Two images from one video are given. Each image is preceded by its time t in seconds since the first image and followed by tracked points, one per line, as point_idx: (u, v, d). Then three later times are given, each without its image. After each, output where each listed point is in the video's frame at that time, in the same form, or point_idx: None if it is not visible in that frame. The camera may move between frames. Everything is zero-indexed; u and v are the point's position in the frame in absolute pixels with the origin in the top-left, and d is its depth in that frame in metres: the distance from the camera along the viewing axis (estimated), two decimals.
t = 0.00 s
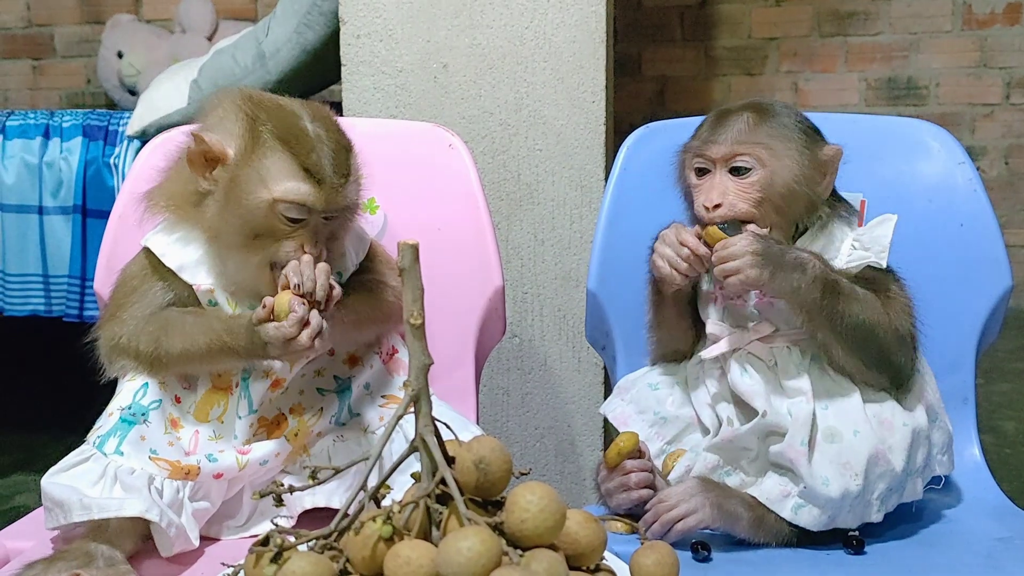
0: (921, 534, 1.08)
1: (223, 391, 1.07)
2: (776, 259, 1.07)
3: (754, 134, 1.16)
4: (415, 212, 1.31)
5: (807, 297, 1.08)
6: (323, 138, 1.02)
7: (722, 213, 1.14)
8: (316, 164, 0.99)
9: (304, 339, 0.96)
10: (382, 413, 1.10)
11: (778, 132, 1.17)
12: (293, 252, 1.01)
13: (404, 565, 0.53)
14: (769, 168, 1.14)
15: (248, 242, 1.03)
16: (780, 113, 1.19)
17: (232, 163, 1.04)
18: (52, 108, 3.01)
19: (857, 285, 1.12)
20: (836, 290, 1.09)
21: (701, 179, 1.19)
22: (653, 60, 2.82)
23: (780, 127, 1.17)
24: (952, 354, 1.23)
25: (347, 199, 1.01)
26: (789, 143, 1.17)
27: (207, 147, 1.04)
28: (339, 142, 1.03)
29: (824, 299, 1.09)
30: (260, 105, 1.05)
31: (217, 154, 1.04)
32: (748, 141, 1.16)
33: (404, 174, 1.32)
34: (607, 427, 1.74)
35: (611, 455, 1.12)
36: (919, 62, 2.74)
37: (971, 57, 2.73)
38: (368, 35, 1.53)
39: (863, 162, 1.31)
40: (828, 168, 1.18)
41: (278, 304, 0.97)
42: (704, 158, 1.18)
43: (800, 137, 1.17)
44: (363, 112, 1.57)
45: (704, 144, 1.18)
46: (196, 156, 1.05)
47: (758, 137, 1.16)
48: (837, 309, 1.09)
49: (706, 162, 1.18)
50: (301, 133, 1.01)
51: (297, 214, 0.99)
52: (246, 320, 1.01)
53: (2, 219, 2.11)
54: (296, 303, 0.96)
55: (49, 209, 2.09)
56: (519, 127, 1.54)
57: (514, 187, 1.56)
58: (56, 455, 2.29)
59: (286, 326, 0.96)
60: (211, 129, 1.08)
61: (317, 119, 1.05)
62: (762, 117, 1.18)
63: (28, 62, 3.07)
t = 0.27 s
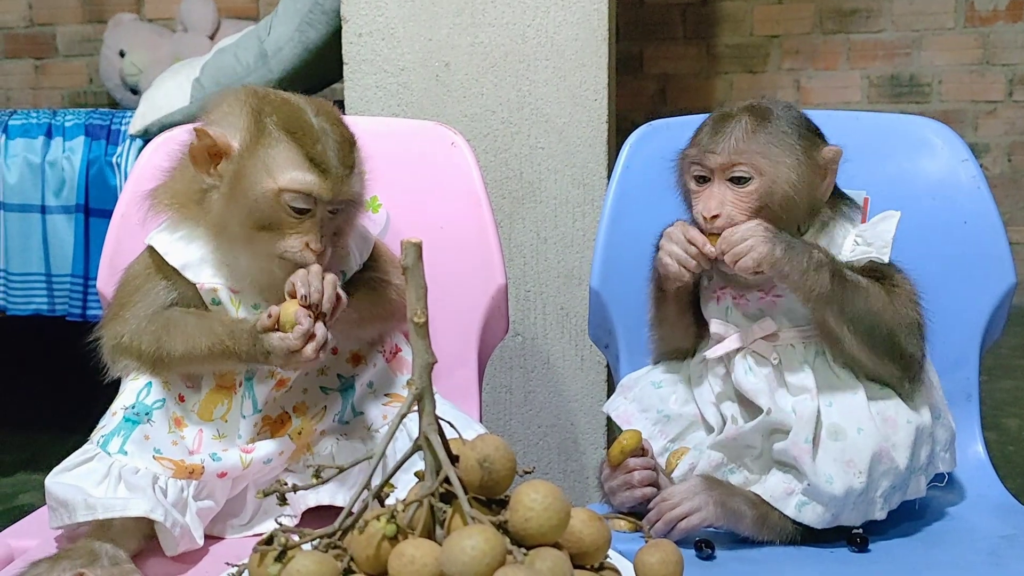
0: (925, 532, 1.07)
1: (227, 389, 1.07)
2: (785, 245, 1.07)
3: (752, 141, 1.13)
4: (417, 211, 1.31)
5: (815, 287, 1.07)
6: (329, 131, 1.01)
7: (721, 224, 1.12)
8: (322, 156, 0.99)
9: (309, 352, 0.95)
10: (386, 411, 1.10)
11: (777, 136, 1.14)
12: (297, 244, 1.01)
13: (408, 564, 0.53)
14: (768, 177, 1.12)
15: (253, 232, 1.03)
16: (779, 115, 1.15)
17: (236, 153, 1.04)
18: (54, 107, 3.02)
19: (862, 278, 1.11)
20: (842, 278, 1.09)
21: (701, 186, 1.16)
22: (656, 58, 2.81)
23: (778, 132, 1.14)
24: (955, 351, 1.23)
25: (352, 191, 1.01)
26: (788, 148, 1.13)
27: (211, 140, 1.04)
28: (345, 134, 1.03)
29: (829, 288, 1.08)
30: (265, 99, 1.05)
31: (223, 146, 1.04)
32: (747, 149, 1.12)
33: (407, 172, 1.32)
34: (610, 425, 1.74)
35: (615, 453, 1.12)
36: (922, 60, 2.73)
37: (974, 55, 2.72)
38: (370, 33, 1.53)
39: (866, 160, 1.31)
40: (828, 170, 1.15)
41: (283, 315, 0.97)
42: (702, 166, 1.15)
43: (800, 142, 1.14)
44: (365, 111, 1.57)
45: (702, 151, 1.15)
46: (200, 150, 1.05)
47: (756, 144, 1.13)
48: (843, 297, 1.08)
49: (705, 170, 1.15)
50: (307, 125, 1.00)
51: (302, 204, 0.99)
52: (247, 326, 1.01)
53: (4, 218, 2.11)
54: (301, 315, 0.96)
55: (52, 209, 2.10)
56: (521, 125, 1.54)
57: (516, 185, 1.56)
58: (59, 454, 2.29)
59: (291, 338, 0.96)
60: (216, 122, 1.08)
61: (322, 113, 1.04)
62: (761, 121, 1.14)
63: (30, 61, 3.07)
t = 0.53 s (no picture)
0: (930, 528, 1.07)
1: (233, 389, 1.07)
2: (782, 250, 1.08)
3: (753, 140, 1.14)
4: (421, 209, 1.31)
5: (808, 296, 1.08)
6: (315, 126, 0.97)
7: (718, 222, 1.13)
8: (302, 155, 0.95)
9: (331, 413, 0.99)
10: (390, 410, 1.09)
11: (778, 137, 1.14)
12: (275, 244, 0.99)
13: (414, 561, 0.53)
14: (765, 178, 1.13)
15: (240, 227, 1.02)
16: (781, 115, 1.16)
17: (228, 142, 1.01)
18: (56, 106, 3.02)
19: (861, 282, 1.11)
20: (838, 285, 1.09)
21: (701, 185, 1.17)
22: (657, 55, 2.80)
23: (780, 131, 1.15)
24: (960, 348, 1.23)
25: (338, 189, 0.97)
26: (790, 147, 1.14)
27: (207, 131, 1.02)
28: (337, 127, 0.99)
29: (823, 298, 1.08)
30: (258, 89, 1.02)
31: (217, 138, 1.02)
32: (747, 150, 1.13)
33: (411, 170, 1.32)
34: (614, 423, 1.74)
35: (619, 451, 1.12)
36: (925, 56, 2.73)
37: (977, 50, 2.72)
38: (372, 31, 1.53)
39: (870, 156, 1.31)
40: (830, 171, 1.15)
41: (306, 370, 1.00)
42: (701, 165, 1.16)
43: (800, 142, 1.15)
44: (367, 108, 1.57)
45: (702, 151, 1.16)
46: (196, 138, 1.02)
47: (755, 145, 1.14)
48: (838, 305, 1.08)
49: (705, 169, 1.16)
50: (294, 121, 0.97)
51: (279, 206, 0.96)
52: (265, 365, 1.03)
53: (8, 217, 2.11)
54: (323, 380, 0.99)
55: (56, 207, 2.10)
56: (524, 122, 1.54)
57: (519, 183, 1.56)
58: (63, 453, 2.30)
59: (313, 399, 0.99)
60: (213, 112, 1.06)
61: (317, 104, 1.00)
62: (764, 121, 1.15)
63: (33, 60, 3.07)
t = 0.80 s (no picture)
0: (931, 517, 1.07)
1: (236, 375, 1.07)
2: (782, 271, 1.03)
3: (758, 134, 1.10)
4: (422, 199, 1.30)
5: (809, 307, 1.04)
6: (302, 99, 0.98)
7: (734, 223, 1.10)
8: (287, 129, 0.96)
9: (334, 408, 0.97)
10: (391, 400, 1.09)
11: (783, 127, 1.11)
12: (267, 220, 1.01)
13: (416, 551, 0.53)
14: (777, 172, 1.09)
15: (235, 201, 1.04)
16: (780, 103, 1.13)
17: (222, 115, 1.02)
18: (54, 97, 3.00)
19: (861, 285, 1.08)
20: (836, 292, 1.06)
21: (710, 184, 1.13)
22: (657, 45, 2.78)
23: (782, 120, 1.11)
24: (961, 336, 1.23)
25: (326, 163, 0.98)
26: (794, 137, 1.11)
27: (202, 104, 1.02)
28: (326, 100, 0.99)
29: (819, 307, 1.05)
30: (248, 63, 1.02)
31: (213, 111, 1.02)
32: (754, 145, 1.10)
33: (411, 159, 1.31)
34: (614, 413, 1.73)
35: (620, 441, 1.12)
36: (925, 45, 2.72)
37: (977, 39, 2.71)
38: (371, 20, 1.52)
39: (872, 145, 1.30)
40: (834, 151, 1.13)
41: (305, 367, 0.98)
42: (710, 164, 1.12)
43: (803, 131, 1.11)
44: (366, 98, 1.56)
45: (709, 151, 1.12)
46: (192, 114, 1.03)
47: (762, 141, 1.10)
48: (835, 310, 1.05)
49: (714, 169, 1.12)
50: (282, 95, 0.98)
51: (266, 180, 0.98)
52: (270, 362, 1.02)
53: (5, 207, 2.11)
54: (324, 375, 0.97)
55: (53, 198, 2.09)
56: (524, 111, 1.53)
57: (519, 172, 1.56)
58: (61, 444, 2.29)
59: (314, 393, 0.98)
60: (210, 86, 1.06)
61: (307, 76, 1.00)
62: (765, 110, 1.11)
63: (30, 51, 3.06)
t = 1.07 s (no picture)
0: (927, 493, 1.08)
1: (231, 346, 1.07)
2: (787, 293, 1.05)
3: (776, 125, 1.07)
4: (420, 176, 1.30)
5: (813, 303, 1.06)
6: (284, 46, 1.00)
7: (759, 216, 1.09)
8: (273, 74, 0.98)
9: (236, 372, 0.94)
10: (389, 376, 1.11)
11: (801, 116, 1.09)
12: (259, 170, 1.02)
13: (416, 526, 0.53)
14: (797, 161, 1.08)
15: (229, 157, 1.06)
16: (786, 82, 1.10)
17: (207, 72, 1.04)
18: (50, 73, 2.99)
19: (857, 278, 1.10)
20: (834, 291, 1.08)
21: (728, 177, 1.11)
22: (656, 20, 2.74)
23: (795, 106, 1.09)
24: (960, 313, 1.23)
25: (316, 107, 0.99)
26: (808, 125, 1.09)
27: (187, 66, 1.04)
28: (309, 45, 1.01)
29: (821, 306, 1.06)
30: (229, 22, 1.04)
31: (198, 72, 1.04)
32: (774, 139, 1.07)
33: (410, 136, 1.31)
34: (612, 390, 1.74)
35: (620, 418, 1.12)
36: (925, 21, 2.71)
37: (978, 16, 2.71)
38: None
39: (872, 122, 1.30)
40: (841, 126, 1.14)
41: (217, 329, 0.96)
42: (728, 157, 1.09)
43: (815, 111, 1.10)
44: (364, 74, 1.55)
45: (729, 145, 1.08)
46: (178, 79, 1.05)
47: (785, 128, 1.08)
48: (834, 308, 1.07)
49: (732, 162, 1.09)
50: (263, 43, 1.00)
51: (257, 128, 1.00)
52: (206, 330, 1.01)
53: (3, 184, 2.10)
54: (230, 338, 0.94)
55: (51, 174, 2.08)
56: (523, 88, 1.52)
57: (518, 149, 1.55)
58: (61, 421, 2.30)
59: (219, 356, 0.94)
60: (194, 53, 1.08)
61: (286, 27, 1.03)
62: (775, 95, 1.09)
63: (25, 26, 3.04)
